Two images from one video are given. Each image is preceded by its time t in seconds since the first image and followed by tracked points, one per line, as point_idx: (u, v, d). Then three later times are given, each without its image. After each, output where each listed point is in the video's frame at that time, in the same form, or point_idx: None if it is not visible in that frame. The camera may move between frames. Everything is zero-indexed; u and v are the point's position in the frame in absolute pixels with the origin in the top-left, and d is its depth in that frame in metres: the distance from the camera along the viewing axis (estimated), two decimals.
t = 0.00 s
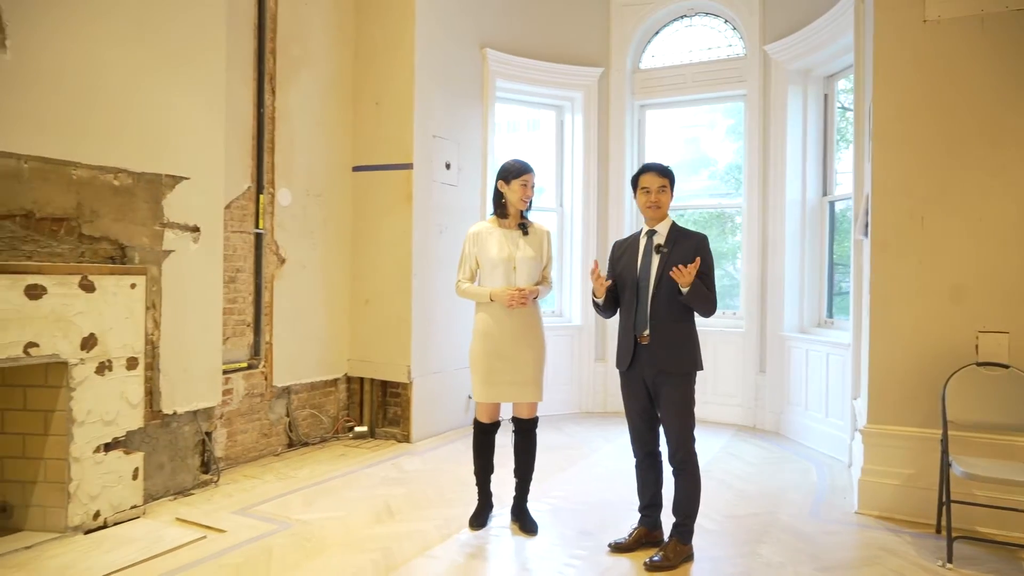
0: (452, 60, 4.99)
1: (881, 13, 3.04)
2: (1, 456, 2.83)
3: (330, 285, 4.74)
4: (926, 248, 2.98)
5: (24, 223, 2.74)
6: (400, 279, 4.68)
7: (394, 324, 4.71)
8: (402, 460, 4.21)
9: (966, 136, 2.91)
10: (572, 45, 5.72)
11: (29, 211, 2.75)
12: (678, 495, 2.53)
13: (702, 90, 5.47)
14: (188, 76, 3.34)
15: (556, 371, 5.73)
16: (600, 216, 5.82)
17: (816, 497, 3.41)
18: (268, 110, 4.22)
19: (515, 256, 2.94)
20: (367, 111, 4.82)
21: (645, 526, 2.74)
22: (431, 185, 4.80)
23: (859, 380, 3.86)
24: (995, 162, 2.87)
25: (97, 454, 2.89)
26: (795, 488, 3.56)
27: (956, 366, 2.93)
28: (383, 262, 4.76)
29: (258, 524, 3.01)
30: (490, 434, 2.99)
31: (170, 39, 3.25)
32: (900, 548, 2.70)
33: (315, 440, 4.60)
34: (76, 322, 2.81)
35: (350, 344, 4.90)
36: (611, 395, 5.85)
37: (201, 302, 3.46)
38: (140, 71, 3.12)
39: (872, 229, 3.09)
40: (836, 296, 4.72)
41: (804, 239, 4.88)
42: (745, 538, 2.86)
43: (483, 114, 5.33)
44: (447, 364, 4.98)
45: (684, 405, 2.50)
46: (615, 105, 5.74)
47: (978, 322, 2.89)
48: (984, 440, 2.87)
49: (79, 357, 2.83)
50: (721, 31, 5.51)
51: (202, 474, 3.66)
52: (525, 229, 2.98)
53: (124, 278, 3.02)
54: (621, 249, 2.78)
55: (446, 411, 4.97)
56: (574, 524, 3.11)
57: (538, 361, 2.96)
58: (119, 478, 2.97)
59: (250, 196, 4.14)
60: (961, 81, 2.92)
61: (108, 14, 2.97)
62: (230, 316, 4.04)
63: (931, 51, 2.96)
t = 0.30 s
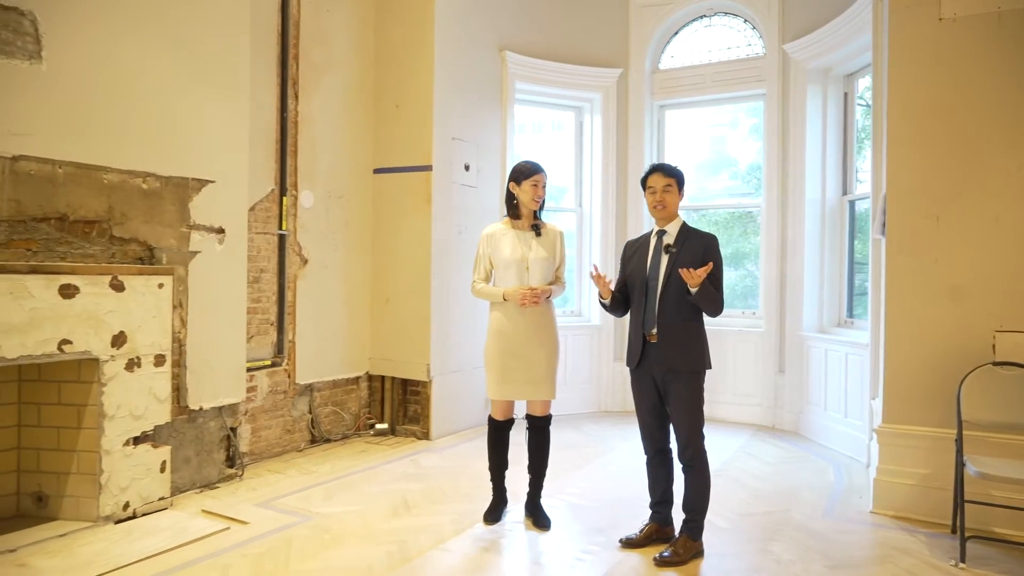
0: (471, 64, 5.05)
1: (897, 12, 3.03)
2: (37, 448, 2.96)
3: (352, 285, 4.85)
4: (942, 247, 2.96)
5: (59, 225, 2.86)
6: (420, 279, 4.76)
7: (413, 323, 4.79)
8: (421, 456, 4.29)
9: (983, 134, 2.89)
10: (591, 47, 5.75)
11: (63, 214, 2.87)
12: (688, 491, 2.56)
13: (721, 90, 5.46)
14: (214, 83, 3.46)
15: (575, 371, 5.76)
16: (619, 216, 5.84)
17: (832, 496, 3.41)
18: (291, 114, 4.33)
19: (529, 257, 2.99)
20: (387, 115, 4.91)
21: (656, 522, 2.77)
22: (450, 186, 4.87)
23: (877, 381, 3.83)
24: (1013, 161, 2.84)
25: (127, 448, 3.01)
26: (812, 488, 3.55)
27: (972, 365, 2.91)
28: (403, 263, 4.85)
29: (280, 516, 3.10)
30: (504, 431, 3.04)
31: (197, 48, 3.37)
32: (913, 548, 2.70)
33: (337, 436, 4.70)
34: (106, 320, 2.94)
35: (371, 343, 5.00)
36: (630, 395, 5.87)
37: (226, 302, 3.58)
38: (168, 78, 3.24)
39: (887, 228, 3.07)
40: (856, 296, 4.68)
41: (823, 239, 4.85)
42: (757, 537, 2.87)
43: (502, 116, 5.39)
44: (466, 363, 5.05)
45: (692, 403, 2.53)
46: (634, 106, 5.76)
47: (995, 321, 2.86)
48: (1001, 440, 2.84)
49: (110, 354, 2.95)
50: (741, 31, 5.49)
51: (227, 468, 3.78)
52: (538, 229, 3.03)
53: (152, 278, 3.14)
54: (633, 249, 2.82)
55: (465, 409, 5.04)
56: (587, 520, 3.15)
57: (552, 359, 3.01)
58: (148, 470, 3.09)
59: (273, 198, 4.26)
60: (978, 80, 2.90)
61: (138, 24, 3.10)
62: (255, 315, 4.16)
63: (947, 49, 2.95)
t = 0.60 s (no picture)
0: (485, 67, 5.11)
1: (906, 13, 3.02)
2: (62, 443, 3.07)
3: (367, 286, 4.93)
4: (952, 249, 2.95)
5: (83, 228, 2.97)
6: (434, 280, 4.83)
7: (428, 324, 4.86)
8: (434, 454, 4.36)
9: (993, 135, 2.88)
10: (604, 49, 5.77)
11: (87, 217, 2.97)
12: (693, 491, 2.59)
13: (735, 91, 5.46)
14: (232, 89, 3.56)
15: (588, 371, 5.79)
16: (633, 217, 5.86)
17: (842, 497, 3.41)
18: (307, 119, 4.43)
19: (537, 259, 3.04)
20: (402, 117, 4.99)
21: (662, 520, 2.81)
22: (463, 188, 4.93)
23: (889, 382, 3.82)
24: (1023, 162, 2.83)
25: (148, 443, 3.11)
26: (821, 489, 3.56)
27: (982, 367, 2.90)
28: (417, 264, 4.92)
29: (294, 511, 3.18)
30: (513, 430, 3.09)
31: (215, 55, 3.46)
32: (918, 549, 2.71)
33: (352, 434, 4.78)
34: (128, 319, 3.04)
35: (386, 343, 5.07)
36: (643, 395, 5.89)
37: (244, 302, 3.67)
38: (187, 85, 3.33)
39: (896, 230, 3.07)
40: (870, 296, 4.65)
41: (837, 240, 4.82)
42: (762, 536, 2.89)
43: (516, 119, 5.44)
44: (479, 363, 5.11)
45: (694, 403, 2.55)
46: (648, 107, 5.77)
47: (1005, 323, 2.85)
48: (1011, 443, 2.84)
49: (131, 352, 3.05)
50: (755, 31, 5.48)
51: (245, 464, 3.87)
52: (546, 231, 3.08)
53: (171, 279, 3.24)
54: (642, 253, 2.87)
55: (478, 408, 5.10)
56: (596, 518, 3.19)
57: (559, 359, 3.05)
58: (167, 465, 3.19)
59: (290, 201, 4.35)
60: (988, 80, 2.89)
61: (157, 33, 3.19)
62: (272, 315, 4.26)
63: (957, 50, 2.94)
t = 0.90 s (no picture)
0: (497, 71, 5.17)
1: (916, 14, 3.02)
2: (85, 440, 3.18)
3: (381, 287, 5.00)
4: (961, 250, 2.94)
5: (105, 231, 3.06)
6: (447, 281, 4.89)
7: (441, 324, 4.92)
8: (447, 453, 4.42)
9: (1003, 136, 2.87)
10: (617, 51, 5.79)
11: (109, 221, 3.07)
12: (697, 491, 2.62)
13: (748, 92, 5.45)
14: (248, 95, 3.65)
15: (600, 372, 5.82)
16: (646, 218, 5.87)
17: (851, 499, 3.41)
18: (323, 123, 4.51)
19: (544, 259, 3.10)
20: (416, 121, 5.06)
21: (668, 519, 2.83)
22: (476, 190, 4.99)
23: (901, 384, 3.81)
24: None
25: (167, 440, 3.21)
26: (831, 490, 3.56)
27: (991, 369, 2.89)
28: (430, 265, 4.99)
29: (308, 507, 3.26)
30: (522, 429, 3.13)
31: (232, 62, 3.55)
32: (925, 551, 2.71)
33: (367, 433, 4.86)
34: (148, 320, 3.13)
35: (400, 343, 5.14)
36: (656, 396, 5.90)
37: (260, 303, 3.76)
38: (205, 92, 3.42)
39: (905, 231, 3.07)
40: (884, 297, 4.62)
41: (850, 241, 4.80)
42: (768, 536, 2.90)
43: (529, 121, 5.48)
44: (492, 363, 5.16)
45: (695, 404, 2.58)
46: (661, 109, 5.78)
47: (1015, 325, 2.84)
48: (1020, 445, 2.83)
49: (151, 352, 3.14)
50: (768, 32, 5.47)
51: (262, 461, 3.96)
52: (552, 232, 3.13)
53: (190, 281, 3.32)
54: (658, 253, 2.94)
55: (491, 408, 5.15)
56: (604, 517, 3.22)
57: (567, 359, 3.09)
58: (186, 462, 3.28)
59: (306, 203, 4.44)
60: (998, 81, 2.88)
61: (177, 41, 3.28)
62: (288, 315, 4.34)
63: (967, 52, 2.93)
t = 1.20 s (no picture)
0: (508, 72, 5.21)
1: (923, 14, 3.00)
2: (104, 435, 3.27)
3: (393, 287, 5.07)
4: (968, 250, 2.93)
5: (123, 233, 3.15)
6: (458, 281, 4.95)
7: (453, 324, 4.97)
8: (457, 451, 4.47)
9: (1011, 135, 2.86)
10: (629, 51, 5.81)
11: (127, 222, 3.16)
12: (699, 489, 2.66)
13: (760, 92, 5.45)
14: (262, 99, 3.73)
15: (612, 371, 5.83)
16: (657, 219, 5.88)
17: (859, 499, 3.40)
18: (336, 126, 4.59)
19: (548, 261, 3.16)
20: (428, 122, 5.12)
21: (672, 517, 2.86)
22: (487, 191, 5.04)
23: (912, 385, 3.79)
24: None
25: (183, 436, 3.29)
26: (839, 490, 3.55)
27: (998, 369, 2.87)
28: (442, 265, 5.05)
29: (319, 502, 3.33)
30: (529, 427, 3.17)
31: (246, 67, 3.63)
32: (931, 551, 2.70)
33: (379, 431, 4.93)
34: (164, 319, 3.22)
35: (412, 342, 5.20)
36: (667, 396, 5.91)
37: (274, 303, 3.84)
38: (220, 96, 3.51)
39: (912, 231, 3.06)
40: (896, 297, 4.59)
41: (862, 241, 4.77)
42: (773, 534, 2.91)
43: (540, 123, 5.52)
44: (503, 362, 5.20)
45: (695, 403, 2.63)
46: (673, 110, 5.78)
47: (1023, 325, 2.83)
48: None
49: (167, 350, 3.23)
50: (780, 31, 5.45)
51: (275, 458, 4.04)
52: (555, 234, 3.20)
53: (205, 281, 3.41)
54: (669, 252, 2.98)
55: (502, 407, 5.20)
56: (609, 515, 3.25)
57: (572, 358, 3.12)
58: (201, 457, 3.36)
59: (319, 205, 4.51)
60: (1005, 80, 2.87)
61: (192, 47, 3.37)
62: (301, 314, 4.42)
63: (974, 51, 2.92)
